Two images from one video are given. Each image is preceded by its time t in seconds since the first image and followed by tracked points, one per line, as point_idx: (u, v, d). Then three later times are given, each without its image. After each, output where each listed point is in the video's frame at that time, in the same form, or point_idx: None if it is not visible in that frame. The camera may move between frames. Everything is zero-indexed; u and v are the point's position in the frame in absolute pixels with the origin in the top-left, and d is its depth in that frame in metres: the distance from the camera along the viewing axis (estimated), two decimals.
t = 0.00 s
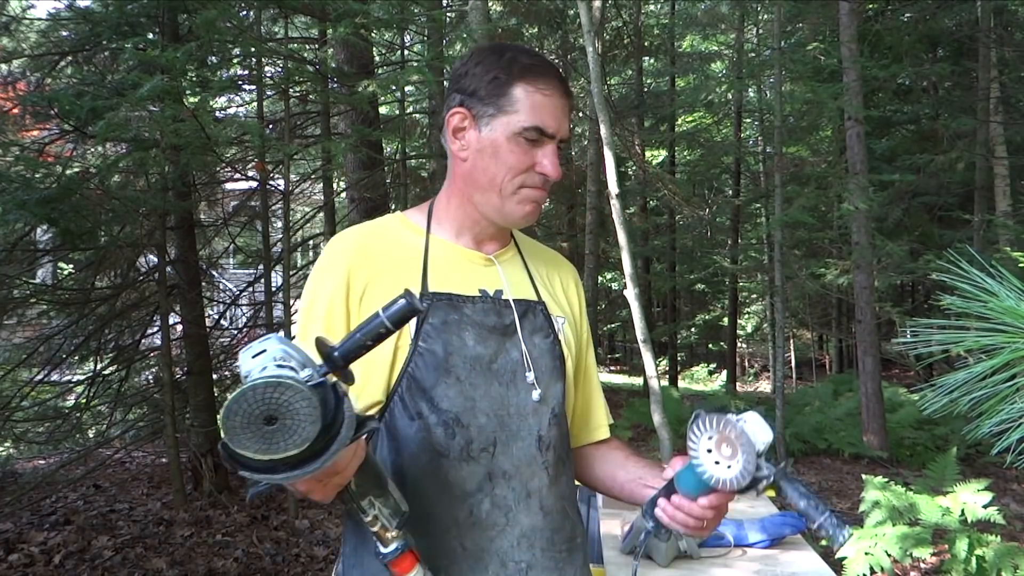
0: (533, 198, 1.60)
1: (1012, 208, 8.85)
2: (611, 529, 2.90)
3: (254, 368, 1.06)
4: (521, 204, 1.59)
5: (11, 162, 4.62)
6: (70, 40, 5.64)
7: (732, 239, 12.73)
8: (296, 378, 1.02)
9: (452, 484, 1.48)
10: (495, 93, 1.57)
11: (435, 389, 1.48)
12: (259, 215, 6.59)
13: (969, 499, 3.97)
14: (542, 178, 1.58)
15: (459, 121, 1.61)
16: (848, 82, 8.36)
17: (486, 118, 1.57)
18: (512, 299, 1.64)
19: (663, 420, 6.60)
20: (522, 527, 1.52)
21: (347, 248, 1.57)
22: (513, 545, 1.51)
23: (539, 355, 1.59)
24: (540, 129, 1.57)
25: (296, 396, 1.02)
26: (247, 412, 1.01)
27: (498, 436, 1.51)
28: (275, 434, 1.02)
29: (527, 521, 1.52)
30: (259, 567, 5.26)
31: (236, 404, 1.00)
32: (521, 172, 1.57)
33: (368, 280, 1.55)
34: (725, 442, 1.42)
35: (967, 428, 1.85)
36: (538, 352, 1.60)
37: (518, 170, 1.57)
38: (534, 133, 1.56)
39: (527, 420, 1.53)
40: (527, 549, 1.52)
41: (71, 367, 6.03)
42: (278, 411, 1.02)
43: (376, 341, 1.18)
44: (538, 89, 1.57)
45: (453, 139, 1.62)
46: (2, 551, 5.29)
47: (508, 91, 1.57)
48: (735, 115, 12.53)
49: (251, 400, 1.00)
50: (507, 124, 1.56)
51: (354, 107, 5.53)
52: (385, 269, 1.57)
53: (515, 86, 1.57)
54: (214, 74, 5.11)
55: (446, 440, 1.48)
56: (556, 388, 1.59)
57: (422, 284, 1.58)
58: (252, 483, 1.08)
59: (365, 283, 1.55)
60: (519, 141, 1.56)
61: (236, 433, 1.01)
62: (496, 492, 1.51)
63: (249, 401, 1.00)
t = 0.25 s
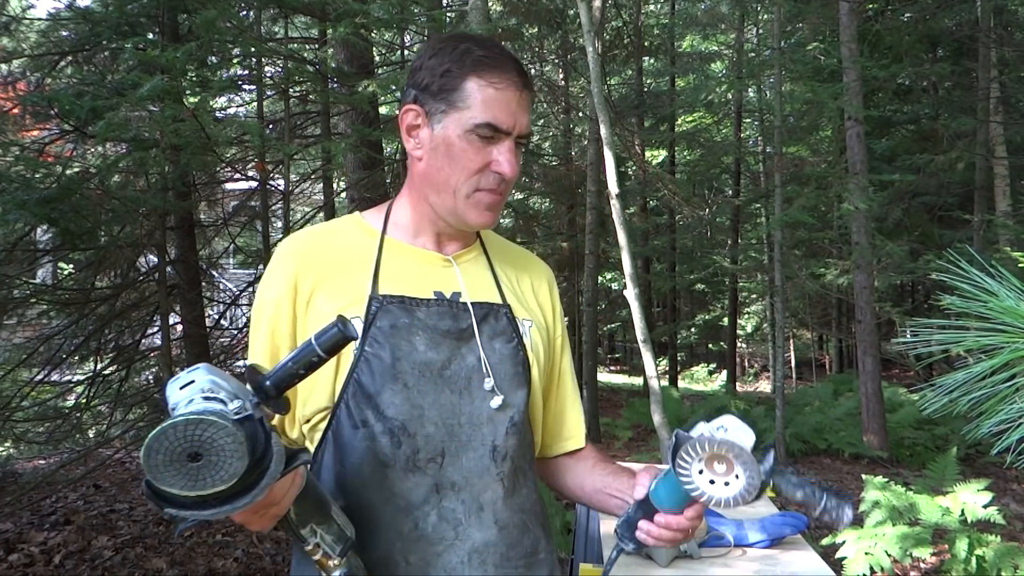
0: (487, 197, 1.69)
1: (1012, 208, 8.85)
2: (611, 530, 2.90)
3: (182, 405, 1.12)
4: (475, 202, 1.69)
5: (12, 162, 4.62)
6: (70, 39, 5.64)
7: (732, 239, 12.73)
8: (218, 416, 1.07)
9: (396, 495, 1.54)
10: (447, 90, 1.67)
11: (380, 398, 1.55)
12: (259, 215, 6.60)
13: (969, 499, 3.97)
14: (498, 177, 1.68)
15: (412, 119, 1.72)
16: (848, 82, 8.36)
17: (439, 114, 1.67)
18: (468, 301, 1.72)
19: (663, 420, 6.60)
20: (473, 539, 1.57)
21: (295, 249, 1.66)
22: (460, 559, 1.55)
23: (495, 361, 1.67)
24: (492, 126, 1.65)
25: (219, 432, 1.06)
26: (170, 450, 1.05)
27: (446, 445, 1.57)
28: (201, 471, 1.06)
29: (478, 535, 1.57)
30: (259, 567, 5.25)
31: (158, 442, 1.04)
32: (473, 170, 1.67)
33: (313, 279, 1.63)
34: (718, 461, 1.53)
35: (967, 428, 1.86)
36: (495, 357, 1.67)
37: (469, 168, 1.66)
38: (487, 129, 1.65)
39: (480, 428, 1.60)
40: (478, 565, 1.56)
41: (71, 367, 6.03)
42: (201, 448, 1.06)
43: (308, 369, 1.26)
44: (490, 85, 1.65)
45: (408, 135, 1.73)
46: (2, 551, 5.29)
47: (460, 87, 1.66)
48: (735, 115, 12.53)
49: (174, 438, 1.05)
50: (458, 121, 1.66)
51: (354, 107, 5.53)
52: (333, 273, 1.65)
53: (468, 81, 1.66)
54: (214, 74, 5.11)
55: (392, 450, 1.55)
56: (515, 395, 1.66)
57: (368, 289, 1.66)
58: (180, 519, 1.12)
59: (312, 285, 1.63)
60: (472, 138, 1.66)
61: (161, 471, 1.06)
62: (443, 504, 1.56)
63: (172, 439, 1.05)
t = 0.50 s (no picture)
0: (441, 178, 1.68)
1: (1012, 207, 8.86)
2: (612, 528, 2.89)
3: (131, 415, 1.12)
4: (429, 184, 1.69)
5: (12, 162, 4.62)
6: (70, 39, 5.64)
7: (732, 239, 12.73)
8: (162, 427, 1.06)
9: (379, 499, 1.55)
10: (397, 75, 1.72)
11: (359, 400, 1.56)
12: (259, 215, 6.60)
13: (969, 499, 3.97)
14: (449, 155, 1.67)
15: (376, 111, 1.81)
16: (848, 82, 8.36)
17: (392, 100, 1.73)
18: (450, 298, 1.72)
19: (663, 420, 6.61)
20: (458, 543, 1.58)
21: (272, 250, 1.66)
22: (445, 564, 1.57)
23: (483, 358, 1.67)
24: (437, 103, 1.67)
25: (164, 444, 1.06)
26: (113, 462, 1.05)
27: (430, 448, 1.57)
28: (149, 483, 1.06)
29: (462, 539, 1.59)
30: (259, 567, 5.24)
31: (101, 455, 1.04)
32: (422, 150, 1.68)
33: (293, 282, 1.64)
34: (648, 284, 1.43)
35: (967, 428, 1.86)
36: (482, 355, 1.67)
37: (418, 148, 1.69)
38: (431, 108, 1.68)
39: (466, 429, 1.61)
40: (464, 568, 1.58)
41: (71, 367, 6.03)
42: (147, 460, 1.06)
43: (262, 374, 1.28)
44: (433, 62, 1.68)
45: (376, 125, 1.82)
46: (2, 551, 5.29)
47: (407, 70, 1.70)
48: (735, 115, 12.53)
49: (118, 449, 1.05)
50: (406, 102, 1.70)
51: (354, 108, 5.53)
52: (310, 272, 1.65)
53: (414, 62, 1.69)
54: (214, 74, 5.11)
55: (373, 453, 1.55)
56: (501, 394, 1.66)
57: (348, 288, 1.65)
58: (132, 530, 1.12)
59: (291, 285, 1.64)
60: (419, 117, 1.69)
61: (107, 485, 1.05)
62: (428, 509, 1.57)
63: (116, 452, 1.04)
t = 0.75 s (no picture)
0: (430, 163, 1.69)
1: (1012, 207, 8.85)
2: (612, 528, 2.89)
3: (141, 400, 1.16)
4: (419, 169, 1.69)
5: (11, 163, 4.63)
6: (70, 39, 5.64)
7: (731, 239, 12.73)
8: (174, 409, 1.11)
9: (378, 496, 1.54)
10: (391, 62, 1.75)
11: (355, 395, 1.56)
12: (259, 215, 6.61)
13: (969, 499, 3.97)
14: (439, 139, 1.68)
15: (368, 102, 1.85)
16: (848, 83, 8.36)
17: (384, 86, 1.76)
18: (443, 291, 1.73)
19: (663, 420, 6.61)
20: (460, 539, 1.57)
21: (260, 250, 1.67)
22: (448, 560, 1.55)
23: (478, 350, 1.68)
24: (429, 88, 1.70)
25: (174, 426, 1.11)
26: (123, 446, 1.09)
27: (427, 442, 1.57)
28: (158, 468, 1.10)
29: (463, 535, 1.57)
30: (259, 567, 5.24)
31: (112, 438, 1.08)
32: (413, 135, 1.70)
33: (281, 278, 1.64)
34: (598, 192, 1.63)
35: (967, 428, 1.86)
36: (478, 347, 1.68)
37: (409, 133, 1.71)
38: (423, 92, 1.70)
39: (464, 423, 1.60)
40: (467, 565, 1.56)
41: (71, 367, 6.03)
42: (156, 444, 1.10)
43: (273, 360, 1.30)
44: (428, 48, 1.70)
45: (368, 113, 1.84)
46: (2, 551, 5.30)
47: (400, 57, 1.73)
48: (735, 115, 12.53)
49: (129, 433, 1.09)
50: (399, 88, 1.72)
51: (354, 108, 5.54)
52: (300, 270, 1.67)
53: (408, 49, 1.72)
54: (215, 75, 5.11)
55: (370, 449, 1.54)
56: (497, 387, 1.66)
57: (339, 284, 1.67)
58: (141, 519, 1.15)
59: (280, 285, 1.65)
60: (412, 102, 1.71)
61: (117, 471, 1.09)
62: (428, 504, 1.56)
63: (126, 434, 1.09)
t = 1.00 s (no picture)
0: (409, 167, 1.64)
1: (1012, 207, 8.85)
2: (612, 527, 2.89)
3: (143, 407, 1.10)
4: (399, 174, 1.65)
5: (11, 162, 4.62)
6: (70, 39, 5.65)
7: (732, 239, 12.74)
8: (183, 416, 1.06)
9: (381, 503, 1.55)
10: (362, 66, 1.71)
11: (355, 401, 1.55)
12: (259, 215, 6.61)
13: (969, 499, 3.98)
14: (416, 142, 1.63)
15: (347, 108, 1.82)
16: (848, 83, 8.36)
17: (359, 91, 1.72)
18: (440, 292, 1.72)
19: (663, 420, 6.62)
20: (463, 544, 1.58)
21: (252, 253, 1.63)
22: (451, 566, 1.57)
23: (479, 352, 1.67)
24: (400, 89, 1.65)
25: (183, 433, 1.05)
26: (129, 456, 1.03)
27: (429, 448, 1.57)
28: (165, 478, 1.05)
29: (467, 541, 1.59)
30: (259, 567, 5.23)
31: (116, 447, 1.02)
32: (390, 140, 1.65)
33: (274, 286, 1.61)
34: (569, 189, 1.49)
35: (967, 428, 1.86)
36: (478, 349, 1.68)
37: (384, 139, 1.67)
38: (396, 94, 1.65)
39: (465, 427, 1.60)
40: (471, 569, 1.58)
41: (71, 367, 6.03)
42: (163, 453, 1.05)
43: (281, 363, 1.25)
44: (394, 47, 1.65)
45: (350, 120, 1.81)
46: (2, 551, 5.30)
47: (370, 60, 1.69)
48: (735, 115, 12.53)
49: (135, 442, 1.03)
50: (371, 92, 1.68)
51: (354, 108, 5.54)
52: (295, 274, 1.64)
53: (376, 51, 1.68)
54: (214, 74, 5.11)
55: (371, 456, 1.54)
56: (498, 390, 1.66)
57: (336, 287, 1.66)
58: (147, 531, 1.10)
59: (274, 289, 1.61)
60: (384, 106, 1.67)
61: (121, 481, 1.03)
62: (431, 511, 1.57)
63: (132, 443, 1.03)
